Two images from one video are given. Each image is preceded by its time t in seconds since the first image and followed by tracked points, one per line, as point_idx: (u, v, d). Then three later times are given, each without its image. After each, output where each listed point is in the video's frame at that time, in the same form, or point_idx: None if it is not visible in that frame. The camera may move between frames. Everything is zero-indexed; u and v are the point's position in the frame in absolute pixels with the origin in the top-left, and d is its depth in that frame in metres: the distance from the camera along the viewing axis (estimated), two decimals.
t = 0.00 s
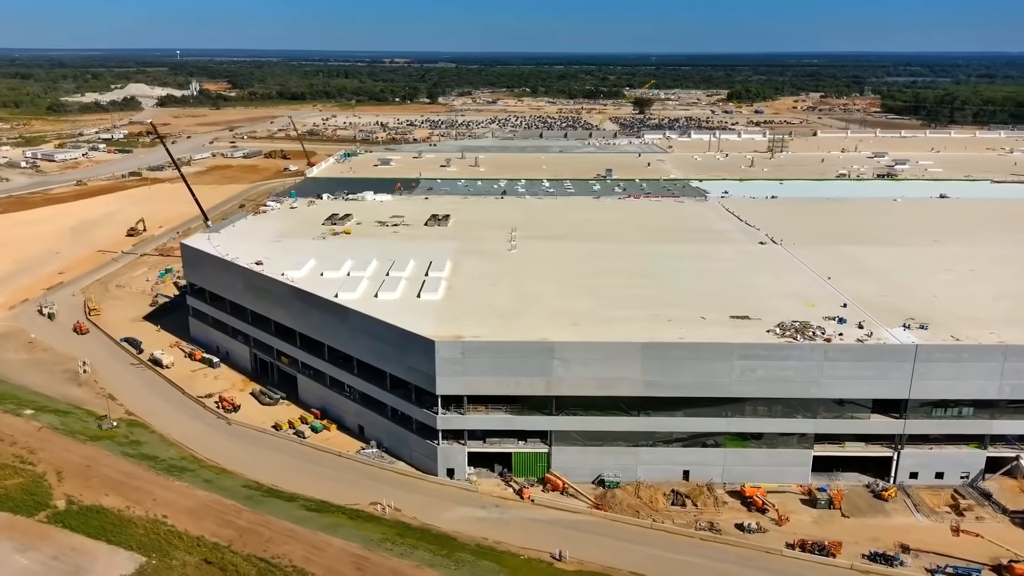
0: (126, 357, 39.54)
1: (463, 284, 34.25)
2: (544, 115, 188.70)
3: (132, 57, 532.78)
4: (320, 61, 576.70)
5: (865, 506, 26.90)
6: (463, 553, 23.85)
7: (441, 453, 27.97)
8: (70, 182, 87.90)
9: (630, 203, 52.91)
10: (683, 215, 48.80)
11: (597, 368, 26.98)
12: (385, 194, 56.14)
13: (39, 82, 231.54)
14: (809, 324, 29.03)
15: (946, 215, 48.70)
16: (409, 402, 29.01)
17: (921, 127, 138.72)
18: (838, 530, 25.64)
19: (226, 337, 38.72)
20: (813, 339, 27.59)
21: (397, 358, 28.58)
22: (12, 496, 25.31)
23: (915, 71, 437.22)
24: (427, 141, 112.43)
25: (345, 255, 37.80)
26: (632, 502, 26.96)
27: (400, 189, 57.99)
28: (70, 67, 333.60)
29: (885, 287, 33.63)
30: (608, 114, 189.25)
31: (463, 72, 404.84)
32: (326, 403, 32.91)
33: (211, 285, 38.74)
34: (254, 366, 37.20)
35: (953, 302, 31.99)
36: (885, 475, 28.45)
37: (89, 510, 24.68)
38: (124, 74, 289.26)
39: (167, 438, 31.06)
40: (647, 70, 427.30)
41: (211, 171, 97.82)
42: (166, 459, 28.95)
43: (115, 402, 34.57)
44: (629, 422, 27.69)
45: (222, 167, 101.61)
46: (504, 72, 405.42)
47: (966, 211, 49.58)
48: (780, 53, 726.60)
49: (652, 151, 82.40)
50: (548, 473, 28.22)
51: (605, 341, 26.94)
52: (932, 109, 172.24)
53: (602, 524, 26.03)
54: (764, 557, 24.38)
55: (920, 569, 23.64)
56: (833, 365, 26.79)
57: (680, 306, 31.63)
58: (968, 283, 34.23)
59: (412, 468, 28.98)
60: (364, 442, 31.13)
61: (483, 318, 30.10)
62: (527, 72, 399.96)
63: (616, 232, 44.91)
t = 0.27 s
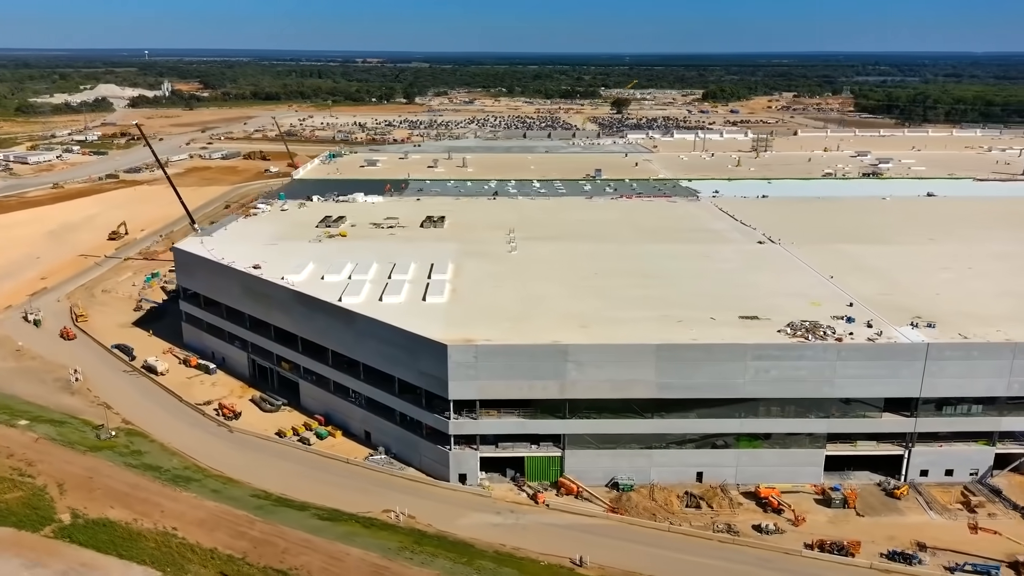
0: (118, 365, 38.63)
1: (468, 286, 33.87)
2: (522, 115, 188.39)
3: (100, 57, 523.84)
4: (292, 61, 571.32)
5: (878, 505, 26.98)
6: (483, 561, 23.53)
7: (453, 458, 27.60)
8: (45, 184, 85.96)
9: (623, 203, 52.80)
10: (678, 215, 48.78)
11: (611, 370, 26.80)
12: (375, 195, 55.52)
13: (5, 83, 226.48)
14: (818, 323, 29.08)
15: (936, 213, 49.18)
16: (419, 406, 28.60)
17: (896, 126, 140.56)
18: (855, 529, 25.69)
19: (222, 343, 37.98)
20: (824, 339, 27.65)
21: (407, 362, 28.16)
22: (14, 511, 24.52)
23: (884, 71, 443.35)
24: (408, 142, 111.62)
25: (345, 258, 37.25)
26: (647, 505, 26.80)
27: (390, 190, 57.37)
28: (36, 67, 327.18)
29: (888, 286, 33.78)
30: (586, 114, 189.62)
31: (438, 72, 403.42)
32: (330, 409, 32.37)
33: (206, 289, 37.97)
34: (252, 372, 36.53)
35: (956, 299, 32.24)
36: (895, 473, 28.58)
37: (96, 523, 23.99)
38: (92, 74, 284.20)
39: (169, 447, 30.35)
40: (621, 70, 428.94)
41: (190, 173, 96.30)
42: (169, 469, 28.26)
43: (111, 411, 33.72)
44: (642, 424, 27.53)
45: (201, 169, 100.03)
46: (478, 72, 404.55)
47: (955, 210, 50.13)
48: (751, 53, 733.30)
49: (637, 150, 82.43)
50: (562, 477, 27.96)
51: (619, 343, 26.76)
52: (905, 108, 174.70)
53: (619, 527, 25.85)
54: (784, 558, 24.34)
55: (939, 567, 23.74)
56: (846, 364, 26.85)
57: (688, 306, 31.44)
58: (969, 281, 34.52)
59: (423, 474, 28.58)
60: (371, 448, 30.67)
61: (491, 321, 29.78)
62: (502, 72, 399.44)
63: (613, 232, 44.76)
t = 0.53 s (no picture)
0: (111, 372, 37.74)
1: (472, 288, 33.50)
2: (502, 115, 187.96)
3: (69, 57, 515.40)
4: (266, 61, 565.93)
5: (891, 503, 27.04)
6: (503, 568, 23.22)
7: (465, 463, 27.25)
8: (21, 187, 84.09)
9: (617, 203, 52.68)
10: (673, 215, 48.74)
11: (624, 373, 26.61)
12: (366, 196, 54.88)
13: None
14: (827, 323, 29.12)
15: (927, 212, 49.60)
16: (428, 411, 28.21)
17: (873, 125, 142.08)
18: (870, 529, 25.71)
19: (219, 348, 37.26)
20: (835, 338, 27.69)
21: (417, 367, 27.76)
22: (17, 525, 23.79)
23: (856, 71, 448.89)
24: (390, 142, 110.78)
25: (344, 261, 36.72)
26: (662, 508, 26.63)
27: (380, 192, 56.77)
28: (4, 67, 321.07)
29: (891, 284, 33.92)
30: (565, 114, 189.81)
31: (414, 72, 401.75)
32: (335, 415, 31.86)
33: (201, 294, 37.23)
34: (251, 378, 35.87)
35: (959, 298, 32.45)
36: (905, 471, 28.67)
37: (104, 537, 23.34)
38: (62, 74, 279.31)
39: (170, 457, 29.67)
40: (597, 70, 430.15)
41: (169, 174, 94.78)
42: (174, 479, 27.62)
43: (107, 420, 32.91)
44: (655, 426, 27.36)
45: (181, 170, 98.51)
46: (455, 72, 403.32)
47: (945, 208, 50.60)
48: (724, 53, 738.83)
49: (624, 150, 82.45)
50: (574, 480, 27.71)
51: (633, 345, 26.58)
52: (880, 108, 176.87)
53: (635, 531, 25.66)
54: (802, 560, 24.30)
55: (957, 565, 23.80)
56: (858, 364, 26.89)
57: (696, 307, 31.30)
58: (970, 279, 34.79)
59: (434, 480, 28.20)
60: (378, 454, 30.22)
61: (500, 324, 29.46)
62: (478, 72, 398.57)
63: (610, 232, 44.58)
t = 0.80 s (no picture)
0: (104, 380, 36.80)
1: (477, 290, 33.12)
2: (480, 115, 187.33)
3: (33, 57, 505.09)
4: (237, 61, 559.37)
5: (903, 502, 27.15)
6: None
7: (479, 469, 26.91)
8: None
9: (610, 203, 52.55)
10: (668, 216, 48.73)
11: (639, 376, 26.43)
12: (357, 198, 54.23)
13: None
14: (837, 323, 29.18)
15: (917, 211, 50.05)
16: (440, 417, 27.82)
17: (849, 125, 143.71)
18: (886, 528, 25.77)
19: (216, 355, 36.51)
20: (847, 338, 27.75)
21: (428, 372, 27.35)
22: (22, 542, 23.03)
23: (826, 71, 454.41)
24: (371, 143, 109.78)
25: (344, 264, 36.14)
26: (678, 511, 26.50)
27: (370, 193, 56.15)
28: None
29: (893, 283, 34.12)
30: (543, 115, 189.89)
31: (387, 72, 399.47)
32: (340, 421, 31.33)
33: (197, 299, 36.44)
34: (250, 385, 35.17)
35: (961, 296, 32.68)
36: (916, 470, 28.82)
37: (114, 552, 22.67)
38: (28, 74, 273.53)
39: (174, 467, 28.97)
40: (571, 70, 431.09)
41: (147, 177, 93.05)
42: (180, 490, 26.95)
43: (104, 431, 32.05)
44: (669, 429, 27.22)
45: (159, 172, 96.81)
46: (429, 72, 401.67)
47: (934, 208, 51.12)
48: (696, 53, 744.32)
49: (609, 150, 82.46)
50: (589, 485, 27.47)
51: (647, 348, 26.40)
52: (854, 107, 179.13)
53: (654, 534, 25.48)
54: (822, 561, 24.28)
55: (975, 564, 23.92)
56: (871, 364, 26.97)
57: (705, 309, 31.23)
58: (969, 277, 35.11)
59: (446, 487, 27.80)
60: (387, 461, 29.76)
61: (511, 327, 29.14)
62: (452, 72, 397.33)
63: (607, 233, 44.38)
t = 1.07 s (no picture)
0: (99, 388, 36.00)
1: (483, 292, 32.86)
2: (458, 115, 186.80)
3: None
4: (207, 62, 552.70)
5: (915, 499, 27.37)
6: None
7: (494, 473, 26.68)
8: None
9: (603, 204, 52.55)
10: (663, 216, 48.82)
11: (655, 376, 26.37)
12: (348, 200, 53.67)
13: None
14: (846, 322, 29.38)
15: (906, 209, 50.63)
16: (453, 421, 27.54)
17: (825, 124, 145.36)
18: (901, 524, 25.95)
19: (214, 360, 35.87)
20: (857, 337, 27.95)
21: (441, 375, 27.06)
22: (32, 556, 22.39)
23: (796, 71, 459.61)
24: (352, 145, 108.88)
25: (345, 267, 35.69)
26: (695, 512, 26.47)
27: (361, 195, 55.60)
28: None
29: (894, 281, 34.42)
30: (522, 115, 189.91)
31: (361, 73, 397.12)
32: (347, 427, 30.92)
33: (194, 304, 35.79)
34: (251, 391, 34.62)
35: (962, 293, 33.06)
36: (924, 466, 29.07)
37: (129, 565, 22.11)
38: None
39: (180, 476, 28.38)
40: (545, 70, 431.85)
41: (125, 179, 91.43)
42: (189, 499, 26.40)
43: (104, 440, 31.34)
44: (684, 430, 27.18)
45: (137, 174, 95.16)
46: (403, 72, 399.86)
47: (922, 206, 51.77)
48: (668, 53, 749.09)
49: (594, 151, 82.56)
50: (604, 487, 27.35)
51: (662, 348, 26.36)
52: (828, 107, 181.25)
53: (672, 535, 25.43)
54: (841, 558, 24.39)
55: (991, 559, 24.16)
56: (882, 362, 27.18)
57: (714, 309, 31.26)
58: (968, 274, 35.54)
59: (460, 491, 27.53)
60: (397, 466, 29.42)
61: (522, 329, 28.94)
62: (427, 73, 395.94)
63: (605, 233, 44.30)
